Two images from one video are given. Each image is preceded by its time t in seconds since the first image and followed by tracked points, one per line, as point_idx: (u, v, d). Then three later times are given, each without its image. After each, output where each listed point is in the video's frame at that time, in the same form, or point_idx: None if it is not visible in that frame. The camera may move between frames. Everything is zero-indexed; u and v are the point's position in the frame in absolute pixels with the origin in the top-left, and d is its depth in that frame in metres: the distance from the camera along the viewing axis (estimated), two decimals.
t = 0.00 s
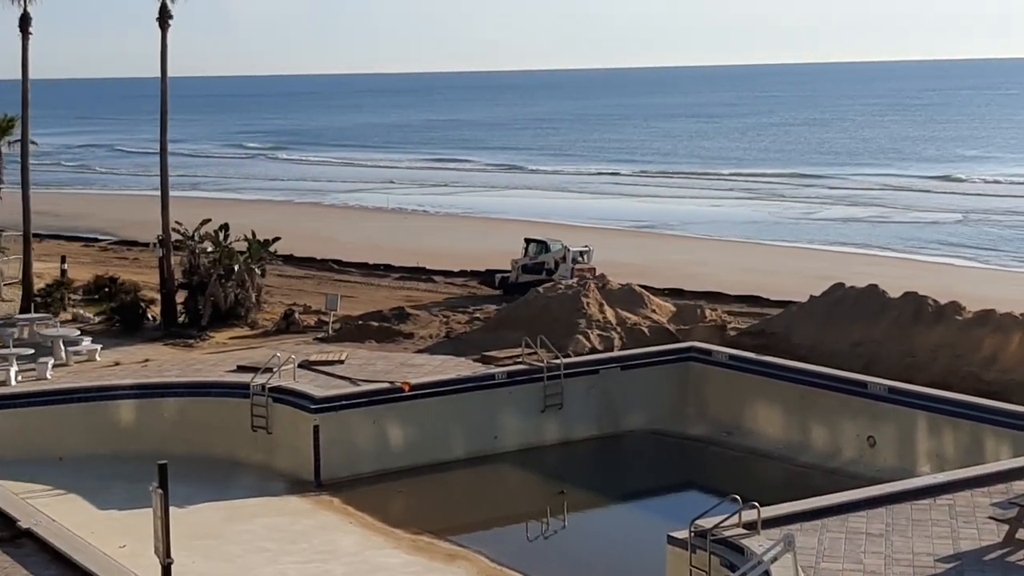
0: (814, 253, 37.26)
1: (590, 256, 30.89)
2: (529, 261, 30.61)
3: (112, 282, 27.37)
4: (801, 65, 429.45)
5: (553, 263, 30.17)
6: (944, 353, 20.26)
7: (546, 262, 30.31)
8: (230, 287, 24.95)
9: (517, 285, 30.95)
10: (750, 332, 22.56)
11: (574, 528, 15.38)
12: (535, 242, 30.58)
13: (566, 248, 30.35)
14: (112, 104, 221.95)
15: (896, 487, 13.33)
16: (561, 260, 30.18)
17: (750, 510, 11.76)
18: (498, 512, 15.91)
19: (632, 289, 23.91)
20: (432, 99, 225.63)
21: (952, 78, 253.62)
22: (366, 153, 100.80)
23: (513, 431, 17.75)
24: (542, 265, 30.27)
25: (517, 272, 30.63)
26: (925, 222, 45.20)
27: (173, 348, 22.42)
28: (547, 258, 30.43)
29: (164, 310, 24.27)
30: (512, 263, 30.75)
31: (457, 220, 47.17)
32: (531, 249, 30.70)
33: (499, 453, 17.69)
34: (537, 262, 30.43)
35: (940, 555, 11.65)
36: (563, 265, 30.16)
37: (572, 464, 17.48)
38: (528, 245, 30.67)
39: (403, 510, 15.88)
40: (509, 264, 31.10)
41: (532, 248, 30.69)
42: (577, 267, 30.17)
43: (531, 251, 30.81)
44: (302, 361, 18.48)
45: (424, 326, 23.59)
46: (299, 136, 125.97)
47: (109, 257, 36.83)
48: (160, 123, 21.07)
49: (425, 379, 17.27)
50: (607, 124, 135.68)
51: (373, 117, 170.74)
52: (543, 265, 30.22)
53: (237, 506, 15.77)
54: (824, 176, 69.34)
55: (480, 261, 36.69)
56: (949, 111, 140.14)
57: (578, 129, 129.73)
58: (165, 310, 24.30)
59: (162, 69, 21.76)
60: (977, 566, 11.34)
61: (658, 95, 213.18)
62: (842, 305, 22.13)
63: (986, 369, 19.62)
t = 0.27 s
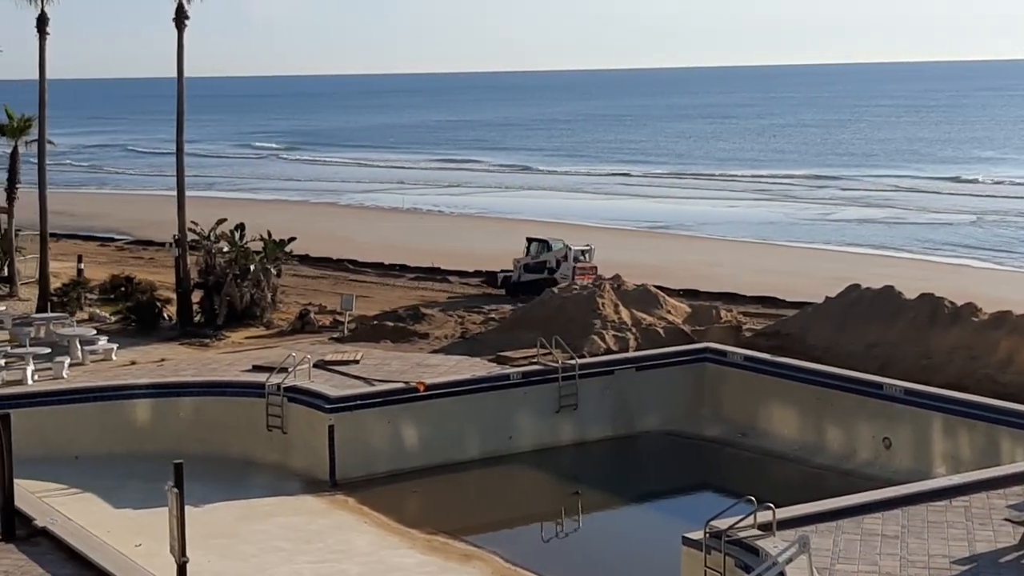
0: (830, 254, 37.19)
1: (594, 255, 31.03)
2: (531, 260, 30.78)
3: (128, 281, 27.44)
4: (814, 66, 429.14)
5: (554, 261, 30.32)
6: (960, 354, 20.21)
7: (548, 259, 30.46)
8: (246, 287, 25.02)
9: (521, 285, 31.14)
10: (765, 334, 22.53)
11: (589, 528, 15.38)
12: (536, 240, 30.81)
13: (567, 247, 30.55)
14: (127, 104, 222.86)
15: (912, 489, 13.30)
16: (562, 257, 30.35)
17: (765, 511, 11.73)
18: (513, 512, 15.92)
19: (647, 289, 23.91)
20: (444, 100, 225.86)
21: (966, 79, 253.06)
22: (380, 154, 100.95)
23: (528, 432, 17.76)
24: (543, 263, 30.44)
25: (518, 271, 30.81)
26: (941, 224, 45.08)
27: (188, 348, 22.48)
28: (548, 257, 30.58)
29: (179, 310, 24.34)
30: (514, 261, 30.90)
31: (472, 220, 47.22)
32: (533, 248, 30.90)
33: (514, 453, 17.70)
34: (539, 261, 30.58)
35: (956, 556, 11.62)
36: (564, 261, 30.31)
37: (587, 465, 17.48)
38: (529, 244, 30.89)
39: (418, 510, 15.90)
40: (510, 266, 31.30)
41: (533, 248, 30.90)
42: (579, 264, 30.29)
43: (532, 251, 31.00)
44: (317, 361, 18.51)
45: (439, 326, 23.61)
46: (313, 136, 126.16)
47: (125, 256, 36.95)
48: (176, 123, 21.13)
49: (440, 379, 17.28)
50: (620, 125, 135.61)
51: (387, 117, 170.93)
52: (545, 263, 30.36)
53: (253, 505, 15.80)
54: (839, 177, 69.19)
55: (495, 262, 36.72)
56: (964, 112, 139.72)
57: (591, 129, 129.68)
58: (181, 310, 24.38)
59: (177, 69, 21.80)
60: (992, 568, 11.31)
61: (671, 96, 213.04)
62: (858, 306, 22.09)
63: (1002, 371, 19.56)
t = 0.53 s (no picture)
0: (842, 255, 37.10)
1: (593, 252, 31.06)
2: (530, 259, 30.87)
3: (141, 281, 27.48)
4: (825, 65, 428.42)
5: (553, 260, 30.38)
6: (974, 355, 20.16)
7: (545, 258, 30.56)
8: (258, 287, 25.06)
9: (521, 283, 31.24)
10: (778, 334, 22.51)
11: (600, 528, 15.37)
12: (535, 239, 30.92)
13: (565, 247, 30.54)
14: (140, 104, 223.52)
15: (925, 490, 13.28)
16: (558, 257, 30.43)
17: (778, 511, 11.72)
18: (525, 512, 15.92)
19: (659, 289, 23.90)
20: (455, 100, 225.87)
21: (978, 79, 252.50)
22: (391, 153, 100.99)
23: (540, 432, 17.77)
24: (541, 262, 30.53)
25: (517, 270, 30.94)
26: (955, 224, 44.94)
27: (201, 347, 22.52)
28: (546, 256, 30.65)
29: (192, 309, 24.37)
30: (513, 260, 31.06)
31: (483, 220, 47.24)
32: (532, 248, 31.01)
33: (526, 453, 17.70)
34: (538, 260, 30.66)
35: (969, 557, 11.59)
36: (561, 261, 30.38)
37: (600, 465, 17.48)
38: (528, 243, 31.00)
39: (430, 510, 15.91)
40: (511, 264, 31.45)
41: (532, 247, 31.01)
42: (578, 263, 30.34)
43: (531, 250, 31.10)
44: (329, 361, 18.53)
45: (452, 325, 23.61)
46: (324, 135, 126.22)
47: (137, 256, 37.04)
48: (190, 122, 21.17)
49: (452, 379, 17.30)
50: (631, 125, 135.45)
51: (398, 117, 170.96)
52: (543, 263, 30.44)
53: (265, 504, 15.83)
54: (852, 177, 69.04)
55: (507, 262, 36.72)
56: (976, 112, 139.30)
57: (602, 129, 129.55)
58: (193, 309, 24.43)
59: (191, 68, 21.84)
60: (1004, 570, 11.28)
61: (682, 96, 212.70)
62: (871, 306, 22.06)
63: (1015, 371, 19.50)
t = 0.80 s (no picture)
0: (852, 255, 37.05)
1: (588, 251, 31.20)
2: (527, 260, 31.02)
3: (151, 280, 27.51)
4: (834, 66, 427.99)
5: (548, 260, 30.51)
6: (984, 355, 20.11)
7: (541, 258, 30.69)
8: (268, 286, 25.08)
9: (517, 283, 31.37)
10: (787, 335, 22.48)
11: (610, 528, 15.37)
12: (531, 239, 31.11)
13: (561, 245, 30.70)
14: (150, 104, 224.19)
15: (935, 491, 13.25)
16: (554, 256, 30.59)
17: (787, 512, 11.69)
18: (534, 512, 15.92)
19: (669, 290, 23.88)
20: (464, 100, 226.01)
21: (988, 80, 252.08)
22: (400, 154, 101.12)
23: (550, 432, 17.77)
24: (537, 261, 30.65)
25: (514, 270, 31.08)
26: (965, 225, 44.84)
27: (211, 347, 22.55)
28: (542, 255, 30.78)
29: (202, 309, 24.39)
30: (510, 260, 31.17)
31: (492, 220, 47.28)
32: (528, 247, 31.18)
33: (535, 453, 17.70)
34: (534, 260, 30.77)
35: (979, 559, 11.57)
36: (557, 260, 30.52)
37: (609, 465, 17.47)
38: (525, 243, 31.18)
39: (439, 510, 15.91)
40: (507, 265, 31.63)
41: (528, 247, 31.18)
42: (574, 262, 30.48)
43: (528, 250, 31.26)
44: (339, 361, 18.54)
45: (461, 326, 23.62)
46: (333, 136, 126.37)
47: (147, 256, 37.11)
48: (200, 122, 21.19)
49: (462, 379, 17.30)
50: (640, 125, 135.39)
51: (407, 117, 171.10)
52: (539, 262, 30.56)
53: (275, 504, 15.84)
54: (861, 178, 68.96)
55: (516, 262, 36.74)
56: (986, 113, 139.00)
57: (610, 130, 129.53)
58: (203, 309, 24.46)
59: (201, 68, 21.86)
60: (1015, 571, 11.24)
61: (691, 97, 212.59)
62: (881, 307, 22.03)
63: None
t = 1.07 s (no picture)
0: (857, 256, 37.05)
1: (581, 252, 31.27)
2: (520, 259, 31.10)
3: (158, 281, 27.54)
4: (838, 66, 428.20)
5: (541, 259, 30.59)
6: (991, 357, 20.08)
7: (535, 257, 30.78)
8: (274, 286, 25.12)
9: (511, 283, 31.43)
10: (793, 336, 22.47)
11: (616, 529, 15.37)
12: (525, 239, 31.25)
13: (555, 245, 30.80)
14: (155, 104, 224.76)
15: (941, 492, 13.24)
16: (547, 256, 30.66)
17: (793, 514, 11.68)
18: (540, 513, 15.91)
19: (675, 290, 23.88)
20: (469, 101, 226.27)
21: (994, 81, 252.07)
22: (405, 154, 101.31)
23: (556, 433, 17.77)
24: (530, 261, 30.73)
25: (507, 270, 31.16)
26: (971, 226, 44.82)
27: (218, 347, 22.59)
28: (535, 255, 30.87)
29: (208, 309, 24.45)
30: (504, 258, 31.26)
31: (497, 220, 47.35)
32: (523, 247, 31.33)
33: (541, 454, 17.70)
34: (528, 260, 30.85)
35: (986, 560, 11.55)
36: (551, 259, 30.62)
37: (615, 466, 17.47)
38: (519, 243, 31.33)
39: (445, 510, 15.92)
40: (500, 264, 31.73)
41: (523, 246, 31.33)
42: (566, 261, 30.59)
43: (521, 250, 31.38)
44: (345, 361, 18.55)
45: (467, 326, 23.63)
46: (339, 136, 126.56)
47: (154, 256, 37.20)
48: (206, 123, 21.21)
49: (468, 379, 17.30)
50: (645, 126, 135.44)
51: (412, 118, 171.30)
52: (532, 262, 30.64)
53: (281, 504, 15.85)
54: (867, 179, 68.96)
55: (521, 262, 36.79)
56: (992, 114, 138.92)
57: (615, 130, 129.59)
58: (209, 309, 24.51)
59: (208, 69, 21.88)
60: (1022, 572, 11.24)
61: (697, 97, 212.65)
62: (887, 308, 22.01)
63: None
